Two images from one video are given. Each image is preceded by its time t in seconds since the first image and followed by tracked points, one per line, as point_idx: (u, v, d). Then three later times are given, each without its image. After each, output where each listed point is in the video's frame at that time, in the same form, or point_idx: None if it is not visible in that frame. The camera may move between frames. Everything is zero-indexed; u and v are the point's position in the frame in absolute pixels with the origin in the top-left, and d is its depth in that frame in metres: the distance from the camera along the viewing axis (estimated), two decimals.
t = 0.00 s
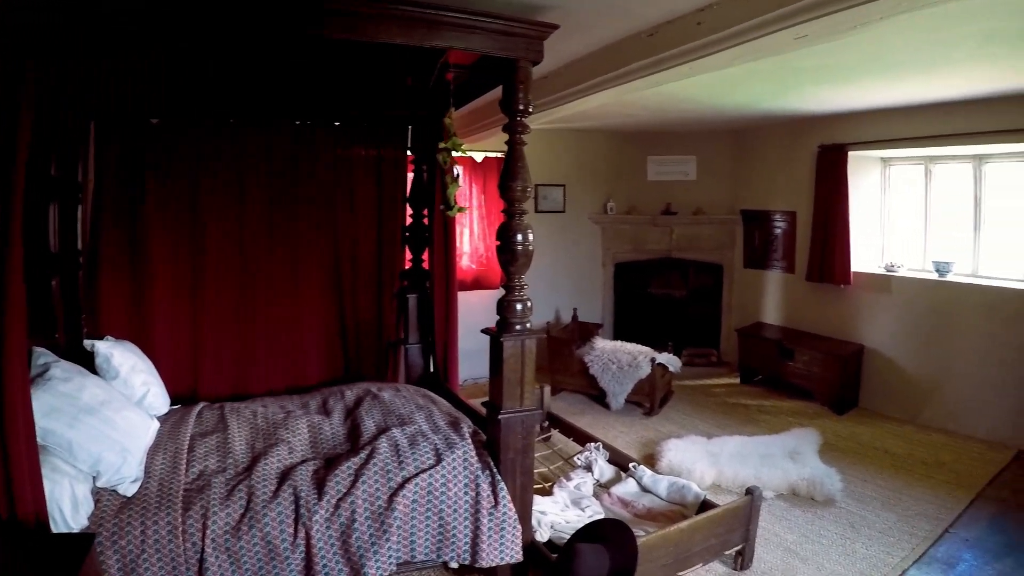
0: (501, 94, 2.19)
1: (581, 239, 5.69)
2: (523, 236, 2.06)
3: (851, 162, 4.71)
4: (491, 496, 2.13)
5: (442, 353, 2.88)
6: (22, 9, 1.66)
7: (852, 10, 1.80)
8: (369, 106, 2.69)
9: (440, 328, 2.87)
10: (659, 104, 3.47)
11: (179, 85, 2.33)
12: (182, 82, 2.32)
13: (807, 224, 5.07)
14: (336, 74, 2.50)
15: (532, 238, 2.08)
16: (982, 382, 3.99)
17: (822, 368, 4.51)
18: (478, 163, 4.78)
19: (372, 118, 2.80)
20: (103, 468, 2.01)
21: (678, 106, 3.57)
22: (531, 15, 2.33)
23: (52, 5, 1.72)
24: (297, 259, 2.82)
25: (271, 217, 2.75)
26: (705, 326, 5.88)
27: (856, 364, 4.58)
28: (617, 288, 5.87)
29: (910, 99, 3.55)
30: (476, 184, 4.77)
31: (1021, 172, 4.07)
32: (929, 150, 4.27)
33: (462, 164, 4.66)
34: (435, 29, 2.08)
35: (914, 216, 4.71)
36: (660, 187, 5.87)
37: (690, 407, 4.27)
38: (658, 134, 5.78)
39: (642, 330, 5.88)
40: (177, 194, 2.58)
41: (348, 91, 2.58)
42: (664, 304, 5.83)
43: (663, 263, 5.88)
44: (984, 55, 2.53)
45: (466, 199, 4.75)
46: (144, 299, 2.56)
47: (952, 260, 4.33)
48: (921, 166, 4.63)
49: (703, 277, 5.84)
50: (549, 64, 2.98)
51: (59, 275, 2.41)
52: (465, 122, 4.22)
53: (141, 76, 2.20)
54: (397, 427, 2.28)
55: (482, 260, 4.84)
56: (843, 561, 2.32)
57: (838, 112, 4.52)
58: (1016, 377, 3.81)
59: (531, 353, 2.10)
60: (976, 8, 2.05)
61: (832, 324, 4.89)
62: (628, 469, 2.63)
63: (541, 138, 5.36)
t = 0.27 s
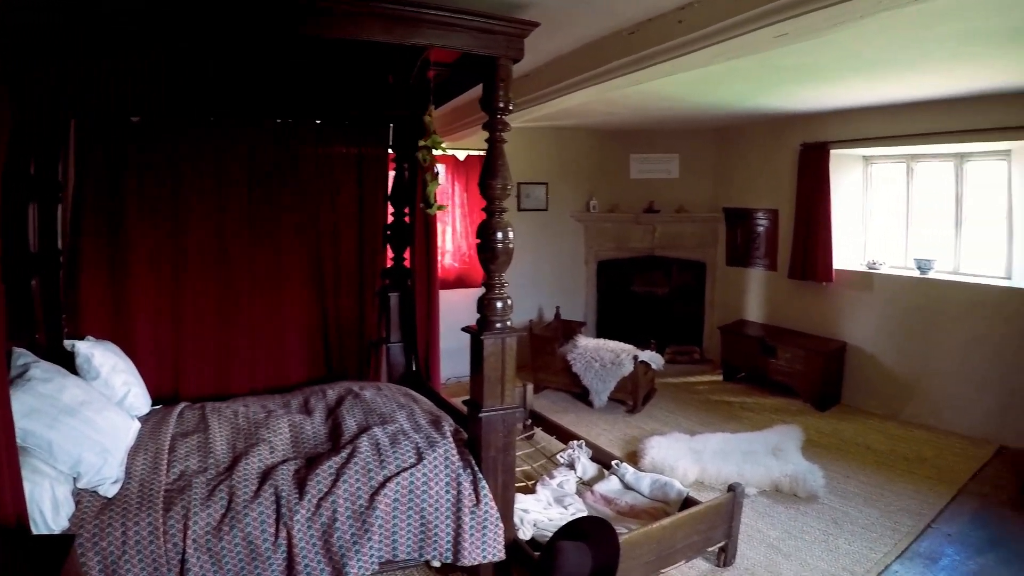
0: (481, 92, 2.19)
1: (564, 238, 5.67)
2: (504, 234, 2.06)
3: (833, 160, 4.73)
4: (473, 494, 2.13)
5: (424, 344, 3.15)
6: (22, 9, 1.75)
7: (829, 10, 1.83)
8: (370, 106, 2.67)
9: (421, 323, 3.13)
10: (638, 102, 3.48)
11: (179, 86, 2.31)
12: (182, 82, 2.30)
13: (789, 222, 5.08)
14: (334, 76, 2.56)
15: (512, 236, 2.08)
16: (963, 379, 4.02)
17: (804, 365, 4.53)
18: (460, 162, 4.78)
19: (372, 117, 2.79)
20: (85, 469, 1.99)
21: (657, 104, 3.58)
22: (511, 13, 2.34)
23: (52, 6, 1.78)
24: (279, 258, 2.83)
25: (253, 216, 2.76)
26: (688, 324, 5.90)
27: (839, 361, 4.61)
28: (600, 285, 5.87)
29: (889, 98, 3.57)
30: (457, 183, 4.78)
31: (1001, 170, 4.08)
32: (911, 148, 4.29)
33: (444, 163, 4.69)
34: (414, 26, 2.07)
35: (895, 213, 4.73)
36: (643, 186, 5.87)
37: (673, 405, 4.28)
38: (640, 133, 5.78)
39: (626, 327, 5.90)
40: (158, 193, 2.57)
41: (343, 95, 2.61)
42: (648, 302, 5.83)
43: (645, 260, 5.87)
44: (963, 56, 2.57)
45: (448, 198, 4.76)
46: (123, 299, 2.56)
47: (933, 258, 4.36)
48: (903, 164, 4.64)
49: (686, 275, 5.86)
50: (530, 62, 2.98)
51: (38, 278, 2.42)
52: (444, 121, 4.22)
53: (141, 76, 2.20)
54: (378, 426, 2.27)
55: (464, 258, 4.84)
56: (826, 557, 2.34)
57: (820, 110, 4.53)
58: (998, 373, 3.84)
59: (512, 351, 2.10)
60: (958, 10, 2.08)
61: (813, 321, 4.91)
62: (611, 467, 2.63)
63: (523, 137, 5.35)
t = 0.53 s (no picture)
0: (459, 92, 2.20)
1: (545, 238, 5.65)
2: (481, 234, 2.06)
3: (813, 160, 4.75)
4: (452, 495, 2.13)
5: (403, 347, 3.18)
6: (21, 9, 1.78)
7: (803, 11, 1.85)
8: (369, 106, 2.79)
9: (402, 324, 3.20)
10: (616, 103, 3.49)
11: (179, 86, 2.41)
12: (182, 82, 2.40)
13: (768, 222, 5.11)
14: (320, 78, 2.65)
15: (490, 236, 2.08)
16: (943, 377, 4.06)
17: (784, 364, 4.55)
18: (440, 162, 4.77)
19: (361, 116, 2.79)
20: (62, 471, 1.97)
21: (634, 105, 3.59)
22: (489, 13, 2.35)
23: (51, 6, 1.80)
24: (259, 260, 2.83)
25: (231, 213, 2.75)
26: (668, 324, 5.91)
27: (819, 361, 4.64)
28: (580, 285, 5.84)
29: (866, 99, 3.60)
30: (437, 184, 4.76)
31: (978, 171, 4.11)
32: (889, 148, 4.33)
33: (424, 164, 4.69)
34: (393, 25, 2.07)
35: (874, 214, 4.76)
36: (624, 186, 5.86)
37: (654, 406, 4.28)
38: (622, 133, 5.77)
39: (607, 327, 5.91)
40: (137, 194, 2.58)
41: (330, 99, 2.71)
42: (627, 302, 5.82)
43: (625, 261, 5.87)
44: (940, 60, 2.61)
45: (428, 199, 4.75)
46: (99, 300, 2.56)
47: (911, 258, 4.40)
48: (882, 165, 4.66)
49: (666, 276, 5.86)
50: (509, 61, 2.98)
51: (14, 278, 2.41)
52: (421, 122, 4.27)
53: (141, 76, 2.31)
54: (357, 427, 2.26)
55: (444, 258, 4.84)
56: (807, 555, 2.35)
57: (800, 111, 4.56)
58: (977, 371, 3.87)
59: (490, 351, 2.10)
60: (934, 14, 2.12)
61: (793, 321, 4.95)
62: (591, 467, 2.64)
63: (503, 138, 5.33)
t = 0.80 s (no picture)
0: (439, 93, 2.20)
1: (526, 238, 5.65)
2: (461, 235, 2.07)
3: (794, 161, 4.77)
4: (433, 496, 2.13)
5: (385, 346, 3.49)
6: (22, 9, 1.76)
7: (780, 13, 1.87)
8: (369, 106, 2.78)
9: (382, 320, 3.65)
10: (595, 104, 3.51)
11: (178, 86, 2.43)
12: (181, 82, 2.42)
13: (750, 221, 5.13)
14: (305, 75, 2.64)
15: (470, 236, 2.09)
16: (924, 376, 4.09)
17: (766, 364, 4.57)
18: (423, 162, 4.74)
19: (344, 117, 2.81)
20: (42, 475, 1.94)
21: (613, 106, 3.61)
22: (470, 14, 2.35)
23: (51, 6, 1.79)
24: (237, 262, 2.86)
25: (210, 215, 2.78)
26: (650, 323, 5.92)
27: (801, 360, 4.66)
28: (563, 285, 5.84)
29: (844, 100, 3.63)
30: (419, 184, 4.71)
31: (959, 171, 4.14)
32: (869, 148, 4.35)
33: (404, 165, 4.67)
34: (370, 27, 2.08)
35: (853, 213, 4.79)
36: (606, 186, 5.86)
37: (637, 406, 4.28)
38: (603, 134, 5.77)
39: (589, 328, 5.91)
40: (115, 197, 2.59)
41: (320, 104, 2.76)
42: (609, 302, 5.82)
43: (607, 261, 5.86)
44: (919, 63, 2.64)
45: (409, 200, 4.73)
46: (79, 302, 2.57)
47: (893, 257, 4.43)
48: (863, 165, 4.68)
49: (648, 276, 5.87)
50: (490, 62, 2.99)
51: None
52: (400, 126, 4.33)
53: (141, 76, 2.32)
54: (337, 429, 2.25)
55: (426, 259, 4.80)
56: (790, 554, 2.36)
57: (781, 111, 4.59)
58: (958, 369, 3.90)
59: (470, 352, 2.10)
60: (914, 17, 2.14)
61: (775, 322, 4.97)
62: (574, 467, 2.64)
63: (483, 139, 5.33)
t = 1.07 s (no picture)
0: (417, 91, 2.20)
1: (506, 236, 5.67)
2: (439, 233, 2.07)
3: (774, 160, 4.79)
4: (412, 495, 2.12)
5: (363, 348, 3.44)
6: (23, 10, 1.77)
7: (757, 12, 1.88)
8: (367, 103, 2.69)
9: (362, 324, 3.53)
10: (573, 102, 3.53)
11: (178, 86, 2.44)
12: (181, 82, 2.43)
13: (729, 220, 5.14)
14: (288, 74, 2.61)
15: (448, 234, 2.09)
16: (903, 373, 4.12)
17: (746, 361, 4.59)
18: (402, 160, 4.73)
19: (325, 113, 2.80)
20: (19, 476, 1.90)
21: (591, 104, 3.62)
22: (449, 12, 2.35)
23: (51, 6, 1.80)
24: (215, 263, 2.90)
25: (189, 217, 2.82)
26: (631, 321, 5.94)
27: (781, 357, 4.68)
28: (543, 283, 5.88)
29: (823, 100, 3.64)
30: (399, 182, 4.74)
31: (938, 170, 4.17)
32: (848, 148, 4.38)
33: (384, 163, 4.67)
34: (350, 23, 2.06)
35: (830, 212, 4.83)
36: (588, 185, 5.88)
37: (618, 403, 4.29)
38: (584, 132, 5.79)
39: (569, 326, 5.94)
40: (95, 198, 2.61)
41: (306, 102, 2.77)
42: (590, 301, 5.88)
43: (588, 260, 5.91)
44: (897, 64, 2.67)
45: (390, 198, 4.72)
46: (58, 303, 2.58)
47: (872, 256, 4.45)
48: (843, 164, 4.70)
49: (628, 274, 5.89)
50: (469, 60, 2.99)
51: None
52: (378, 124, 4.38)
53: (141, 76, 2.34)
54: (316, 428, 2.23)
55: (406, 258, 4.81)
56: (770, 550, 2.38)
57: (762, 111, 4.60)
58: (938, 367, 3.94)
59: (448, 350, 2.10)
60: (899, 20, 2.17)
61: (756, 321, 5.00)
62: (554, 465, 2.65)
63: (461, 139, 5.31)
